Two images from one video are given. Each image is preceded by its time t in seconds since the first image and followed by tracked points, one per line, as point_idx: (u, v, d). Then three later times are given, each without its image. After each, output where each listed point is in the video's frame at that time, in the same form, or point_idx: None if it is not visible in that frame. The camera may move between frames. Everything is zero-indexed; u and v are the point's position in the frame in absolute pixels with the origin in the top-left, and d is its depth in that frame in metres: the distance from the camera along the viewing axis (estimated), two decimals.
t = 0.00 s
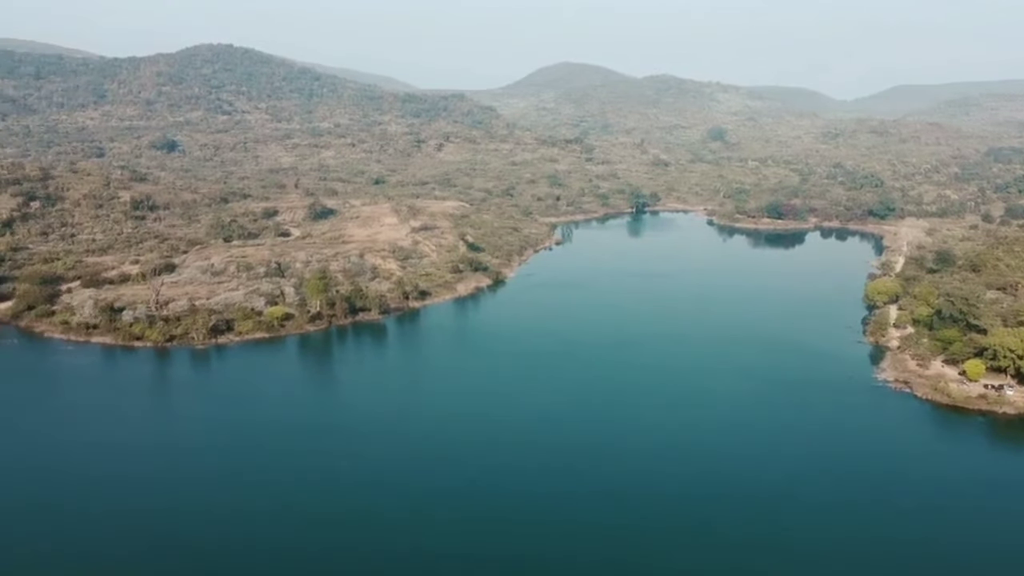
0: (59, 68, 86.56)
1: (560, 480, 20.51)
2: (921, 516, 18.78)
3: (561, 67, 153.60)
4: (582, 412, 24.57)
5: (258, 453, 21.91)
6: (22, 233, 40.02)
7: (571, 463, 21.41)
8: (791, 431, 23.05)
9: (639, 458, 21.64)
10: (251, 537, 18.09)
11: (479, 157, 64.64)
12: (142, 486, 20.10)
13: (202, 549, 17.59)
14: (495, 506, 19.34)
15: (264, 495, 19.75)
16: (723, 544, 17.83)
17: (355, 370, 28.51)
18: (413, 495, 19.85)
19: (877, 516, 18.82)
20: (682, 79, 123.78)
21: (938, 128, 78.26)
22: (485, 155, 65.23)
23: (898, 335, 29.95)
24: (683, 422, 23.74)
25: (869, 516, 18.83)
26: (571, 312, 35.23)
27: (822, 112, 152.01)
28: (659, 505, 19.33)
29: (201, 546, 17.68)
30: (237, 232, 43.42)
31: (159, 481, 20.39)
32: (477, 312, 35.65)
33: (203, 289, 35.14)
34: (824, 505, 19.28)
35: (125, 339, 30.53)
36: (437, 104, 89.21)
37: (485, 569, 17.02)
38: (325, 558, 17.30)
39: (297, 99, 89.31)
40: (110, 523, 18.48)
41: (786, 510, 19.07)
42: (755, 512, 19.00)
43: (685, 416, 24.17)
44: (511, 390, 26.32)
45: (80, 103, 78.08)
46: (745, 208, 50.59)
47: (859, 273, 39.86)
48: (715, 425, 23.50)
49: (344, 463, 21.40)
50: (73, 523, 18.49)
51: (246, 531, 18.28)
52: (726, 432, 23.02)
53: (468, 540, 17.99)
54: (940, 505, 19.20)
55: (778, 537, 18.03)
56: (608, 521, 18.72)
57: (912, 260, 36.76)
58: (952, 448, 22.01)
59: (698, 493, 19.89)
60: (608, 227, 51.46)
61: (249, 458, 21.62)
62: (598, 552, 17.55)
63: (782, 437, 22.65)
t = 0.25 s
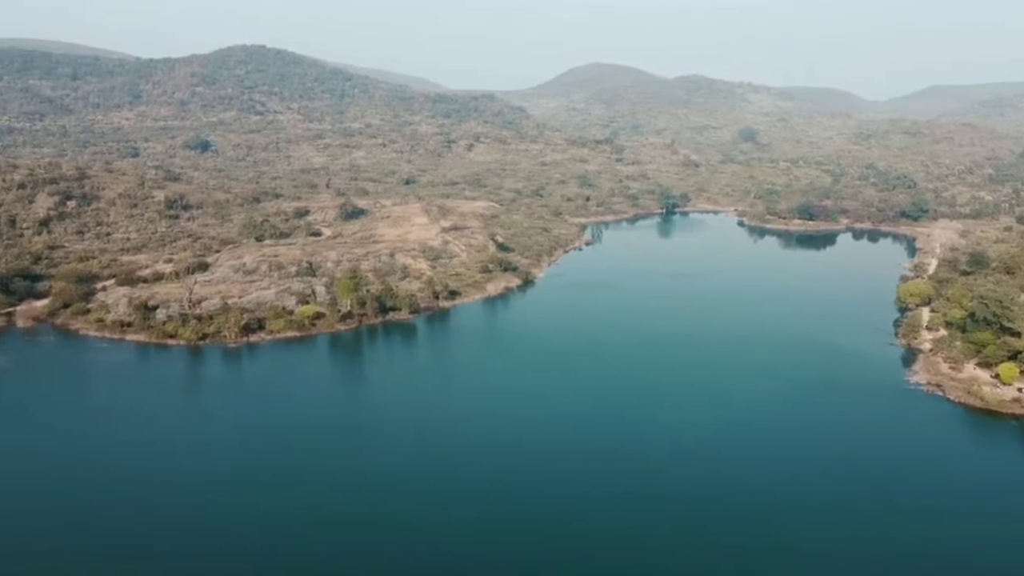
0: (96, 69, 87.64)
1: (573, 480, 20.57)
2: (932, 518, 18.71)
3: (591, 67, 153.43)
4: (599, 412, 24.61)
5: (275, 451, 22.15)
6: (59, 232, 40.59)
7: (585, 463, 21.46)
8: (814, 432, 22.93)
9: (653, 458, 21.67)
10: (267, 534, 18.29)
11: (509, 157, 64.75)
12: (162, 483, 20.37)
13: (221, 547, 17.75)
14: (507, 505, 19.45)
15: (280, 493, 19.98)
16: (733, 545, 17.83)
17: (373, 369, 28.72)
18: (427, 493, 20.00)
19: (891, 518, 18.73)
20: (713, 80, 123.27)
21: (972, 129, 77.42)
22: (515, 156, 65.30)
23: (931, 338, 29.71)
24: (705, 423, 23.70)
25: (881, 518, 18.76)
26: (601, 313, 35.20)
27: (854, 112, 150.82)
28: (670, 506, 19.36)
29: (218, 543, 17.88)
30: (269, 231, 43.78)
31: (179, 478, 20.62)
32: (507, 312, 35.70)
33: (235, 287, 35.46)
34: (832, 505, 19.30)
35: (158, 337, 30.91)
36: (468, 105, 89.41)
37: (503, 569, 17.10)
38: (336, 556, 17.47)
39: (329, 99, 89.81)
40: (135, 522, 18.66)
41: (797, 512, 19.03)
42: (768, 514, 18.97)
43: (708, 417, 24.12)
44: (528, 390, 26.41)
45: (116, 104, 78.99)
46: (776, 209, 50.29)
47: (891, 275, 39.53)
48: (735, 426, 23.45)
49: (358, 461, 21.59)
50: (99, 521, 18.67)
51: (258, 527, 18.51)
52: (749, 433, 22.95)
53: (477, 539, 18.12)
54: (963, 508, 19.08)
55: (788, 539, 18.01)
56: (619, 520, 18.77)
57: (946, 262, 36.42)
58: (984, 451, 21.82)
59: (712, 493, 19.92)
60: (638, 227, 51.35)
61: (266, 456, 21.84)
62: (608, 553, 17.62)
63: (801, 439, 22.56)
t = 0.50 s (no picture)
0: (136, 70, 88.80)
1: (589, 481, 20.61)
2: (950, 523, 18.56)
3: (626, 68, 153.04)
4: (617, 413, 24.66)
5: (294, 449, 22.33)
6: (99, 231, 41.24)
7: (603, 463, 21.53)
8: (842, 434, 22.81)
9: (671, 459, 21.69)
10: (284, 532, 18.48)
11: (543, 157, 64.81)
12: (183, 480, 20.64)
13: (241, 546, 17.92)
14: (523, 504, 19.57)
15: (299, 491, 20.17)
16: (754, 547, 17.82)
17: (401, 368, 28.93)
18: (444, 491, 20.16)
19: (907, 522, 18.60)
20: (748, 80, 122.64)
21: (1013, 129, 76.44)
22: (549, 156, 65.36)
23: (968, 340, 29.43)
24: (731, 424, 23.73)
25: (898, 521, 18.62)
26: (634, 314, 35.18)
27: (892, 113, 149.37)
28: (686, 505, 19.40)
29: (239, 542, 18.07)
30: (305, 230, 44.19)
31: (202, 476, 20.88)
32: (540, 312, 35.78)
33: (272, 286, 35.86)
34: (848, 506, 19.26)
35: (196, 335, 31.34)
36: (502, 105, 89.61)
37: (529, 568, 17.19)
38: (354, 554, 17.64)
39: (364, 100, 90.37)
40: (160, 520, 18.87)
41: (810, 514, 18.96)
42: (783, 514, 18.96)
43: (731, 418, 24.07)
44: (548, 390, 26.50)
45: (155, 104, 79.99)
46: (811, 210, 49.96)
47: (929, 277, 39.17)
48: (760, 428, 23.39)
49: (377, 460, 21.76)
50: (127, 519, 18.89)
51: (275, 525, 18.71)
52: (777, 436, 22.87)
53: (493, 538, 18.21)
54: (997, 512, 18.94)
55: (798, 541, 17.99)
56: (635, 521, 18.81)
57: (984, 265, 36.04)
58: (1020, 454, 21.62)
59: (729, 493, 19.95)
60: (672, 228, 51.22)
61: (286, 454, 22.04)
62: (628, 553, 17.68)
63: (824, 442, 22.48)
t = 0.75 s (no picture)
0: (170, 71, 89.67)
1: (613, 480, 20.65)
2: (976, 526, 18.52)
3: (656, 68, 152.55)
4: (642, 412, 24.69)
5: (321, 448, 22.53)
6: (134, 230, 41.74)
7: (627, 463, 21.56)
8: (870, 436, 22.70)
9: (694, 459, 21.71)
10: (312, 529, 18.69)
11: (574, 157, 64.81)
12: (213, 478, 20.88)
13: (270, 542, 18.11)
14: (547, 503, 19.65)
15: (327, 489, 20.37)
16: (777, 548, 17.83)
17: (431, 367, 29.09)
18: (471, 490, 20.28)
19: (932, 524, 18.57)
20: (779, 81, 121.97)
21: None
22: (579, 156, 65.33)
23: (1003, 343, 29.16)
24: (758, 424, 23.67)
25: (923, 524, 18.58)
26: (664, 315, 35.12)
27: (925, 113, 147.98)
28: (710, 506, 19.42)
29: (270, 538, 18.29)
30: (337, 230, 44.49)
31: (232, 474, 21.12)
32: (570, 312, 35.81)
33: (303, 285, 36.16)
34: (873, 508, 19.24)
35: (229, 334, 31.67)
36: (533, 105, 89.66)
37: (554, 567, 17.31)
38: (381, 551, 17.79)
39: (395, 100, 90.72)
40: (191, 517, 19.11)
41: (835, 517, 18.90)
42: (807, 516, 18.93)
43: (759, 419, 24.01)
44: (572, 390, 26.56)
45: (188, 105, 80.74)
46: (843, 211, 49.62)
47: (962, 279, 38.80)
48: (788, 429, 23.33)
49: (403, 458, 21.92)
50: (159, 517, 19.13)
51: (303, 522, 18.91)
52: (804, 437, 22.79)
53: (521, 537, 18.28)
54: None
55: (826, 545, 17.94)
56: (662, 521, 18.84)
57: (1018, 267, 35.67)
58: None
59: (755, 494, 19.94)
60: (702, 229, 51.04)
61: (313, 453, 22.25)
62: (658, 552, 17.72)
63: (849, 443, 22.39)
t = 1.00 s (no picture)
0: (209, 71, 90.67)
1: (635, 481, 20.71)
2: (999, 529, 18.43)
3: (691, 68, 151.92)
4: (669, 413, 24.73)
5: (350, 445, 22.82)
6: (172, 229, 42.30)
7: (651, 463, 21.63)
8: (899, 439, 22.59)
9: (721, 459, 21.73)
10: (338, 523, 18.94)
11: (608, 158, 64.75)
12: (242, 473, 21.23)
13: (295, 538, 18.41)
14: (569, 503, 19.77)
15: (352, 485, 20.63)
16: (794, 549, 17.86)
17: (464, 366, 29.24)
18: (498, 488, 20.44)
19: (952, 526, 18.51)
20: (816, 81, 121.09)
21: None
22: (614, 157, 65.26)
23: None
24: (793, 428, 23.51)
25: (945, 527, 18.50)
26: (699, 316, 35.03)
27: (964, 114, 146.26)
28: (732, 506, 19.46)
29: (294, 533, 18.57)
30: (372, 229, 44.81)
31: (262, 470, 21.40)
32: (604, 313, 35.81)
33: (338, 284, 36.48)
34: (896, 510, 19.19)
35: (265, 332, 32.03)
36: (567, 106, 89.65)
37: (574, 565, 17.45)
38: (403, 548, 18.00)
39: (430, 100, 91.13)
40: (219, 513, 19.41)
41: (856, 519, 18.86)
42: (829, 518, 18.92)
43: (791, 421, 23.95)
44: (599, 390, 26.66)
45: (226, 106, 81.60)
46: (880, 212, 49.19)
47: (1000, 282, 38.34)
48: (820, 431, 23.27)
49: (428, 456, 22.14)
50: (187, 512, 19.46)
51: (327, 518, 19.19)
52: (835, 439, 22.71)
53: (541, 536, 18.42)
54: None
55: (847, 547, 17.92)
56: (684, 522, 18.87)
57: None
58: None
59: (777, 494, 19.95)
60: (737, 230, 50.80)
61: (341, 450, 22.54)
62: (679, 553, 17.78)
63: (877, 445, 22.29)
